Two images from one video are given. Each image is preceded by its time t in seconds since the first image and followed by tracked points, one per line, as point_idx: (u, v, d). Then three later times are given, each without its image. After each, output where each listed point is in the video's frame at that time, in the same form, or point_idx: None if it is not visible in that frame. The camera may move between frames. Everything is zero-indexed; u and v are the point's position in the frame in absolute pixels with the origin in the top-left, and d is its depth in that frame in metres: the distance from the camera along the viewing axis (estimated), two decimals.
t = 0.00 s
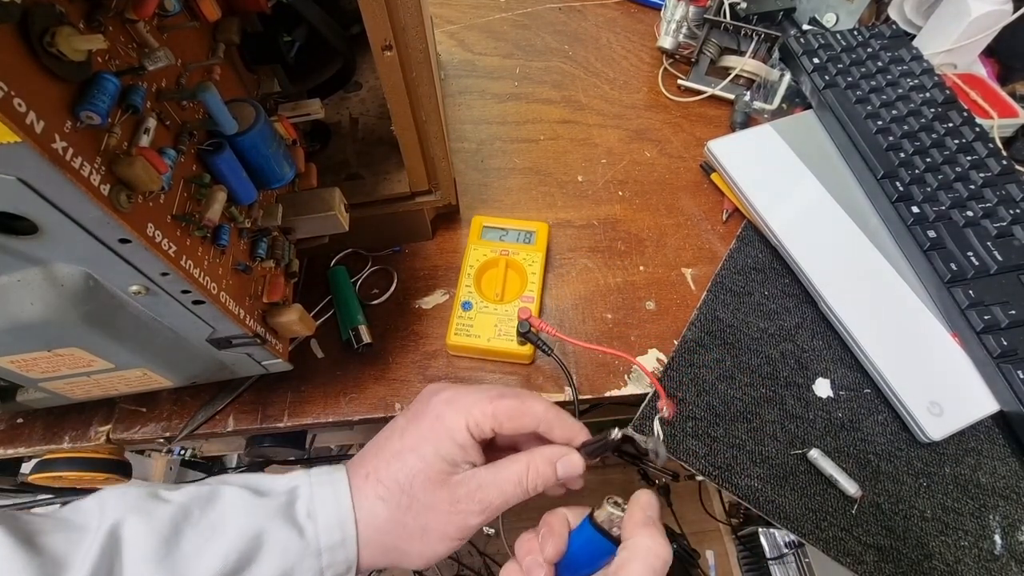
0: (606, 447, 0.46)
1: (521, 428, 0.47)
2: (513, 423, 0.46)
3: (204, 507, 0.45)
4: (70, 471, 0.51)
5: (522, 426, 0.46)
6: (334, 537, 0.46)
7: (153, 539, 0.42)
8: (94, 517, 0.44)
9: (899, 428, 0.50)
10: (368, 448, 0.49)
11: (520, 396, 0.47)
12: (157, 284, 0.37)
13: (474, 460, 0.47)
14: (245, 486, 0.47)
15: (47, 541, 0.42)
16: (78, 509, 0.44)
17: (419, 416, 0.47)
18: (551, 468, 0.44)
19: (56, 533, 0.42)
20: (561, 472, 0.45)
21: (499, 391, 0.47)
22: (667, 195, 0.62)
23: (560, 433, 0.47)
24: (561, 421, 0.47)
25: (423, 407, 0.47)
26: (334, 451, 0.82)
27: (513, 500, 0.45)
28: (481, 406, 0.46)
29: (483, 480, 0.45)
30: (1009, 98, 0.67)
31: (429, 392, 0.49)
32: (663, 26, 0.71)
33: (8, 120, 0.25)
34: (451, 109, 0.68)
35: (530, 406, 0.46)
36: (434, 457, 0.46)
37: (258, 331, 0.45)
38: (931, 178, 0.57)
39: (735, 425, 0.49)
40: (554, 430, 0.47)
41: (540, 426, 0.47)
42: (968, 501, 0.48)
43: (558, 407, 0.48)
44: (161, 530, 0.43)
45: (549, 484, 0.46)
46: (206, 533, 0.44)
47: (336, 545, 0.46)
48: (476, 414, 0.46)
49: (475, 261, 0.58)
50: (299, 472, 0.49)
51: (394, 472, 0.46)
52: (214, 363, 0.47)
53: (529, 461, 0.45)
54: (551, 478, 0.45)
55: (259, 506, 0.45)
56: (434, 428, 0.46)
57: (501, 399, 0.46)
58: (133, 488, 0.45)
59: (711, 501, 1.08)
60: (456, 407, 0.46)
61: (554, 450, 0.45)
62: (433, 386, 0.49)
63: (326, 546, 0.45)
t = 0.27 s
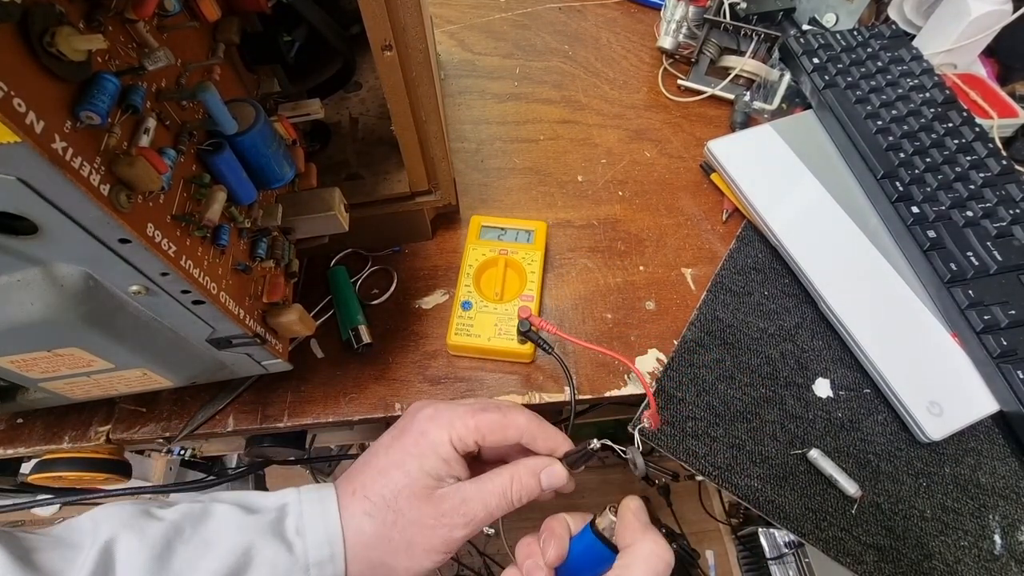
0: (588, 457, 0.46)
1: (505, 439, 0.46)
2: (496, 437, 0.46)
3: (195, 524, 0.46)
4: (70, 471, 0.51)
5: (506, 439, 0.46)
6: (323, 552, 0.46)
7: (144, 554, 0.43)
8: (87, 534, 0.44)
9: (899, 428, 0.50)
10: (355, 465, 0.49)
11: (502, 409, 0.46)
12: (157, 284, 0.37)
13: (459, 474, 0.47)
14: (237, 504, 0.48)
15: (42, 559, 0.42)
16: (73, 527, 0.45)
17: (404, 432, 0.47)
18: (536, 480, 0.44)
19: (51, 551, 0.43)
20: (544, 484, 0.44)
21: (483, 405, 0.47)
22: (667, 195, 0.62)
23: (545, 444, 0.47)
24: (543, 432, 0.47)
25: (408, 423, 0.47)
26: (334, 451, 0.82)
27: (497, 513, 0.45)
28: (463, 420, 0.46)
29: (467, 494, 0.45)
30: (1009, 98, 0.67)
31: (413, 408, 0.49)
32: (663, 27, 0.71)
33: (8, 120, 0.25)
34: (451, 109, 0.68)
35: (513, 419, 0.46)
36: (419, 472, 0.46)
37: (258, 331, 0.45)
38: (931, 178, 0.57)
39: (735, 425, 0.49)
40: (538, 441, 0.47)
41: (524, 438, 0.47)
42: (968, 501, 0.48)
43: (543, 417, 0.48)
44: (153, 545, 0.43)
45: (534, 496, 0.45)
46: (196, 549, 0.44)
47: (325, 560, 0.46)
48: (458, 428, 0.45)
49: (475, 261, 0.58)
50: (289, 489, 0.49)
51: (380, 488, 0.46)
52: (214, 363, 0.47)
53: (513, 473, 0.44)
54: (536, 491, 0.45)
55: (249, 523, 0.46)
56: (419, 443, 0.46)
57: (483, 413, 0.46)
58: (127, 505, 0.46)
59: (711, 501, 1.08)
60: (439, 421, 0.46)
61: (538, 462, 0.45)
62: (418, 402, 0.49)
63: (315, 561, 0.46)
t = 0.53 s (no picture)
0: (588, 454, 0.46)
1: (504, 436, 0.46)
2: (495, 433, 0.46)
3: (192, 518, 0.46)
4: (70, 471, 0.51)
5: (505, 435, 0.46)
6: (319, 547, 0.46)
7: (141, 547, 0.43)
8: (83, 527, 0.44)
9: (898, 428, 0.50)
10: (355, 460, 0.49)
11: (501, 405, 0.46)
12: (157, 284, 0.37)
13: (458, 469, 0.47)
14: (233, 499, 0.48)
15: (38, 552, 0.42)
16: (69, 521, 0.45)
17: (403, 427, 0.47)
18: (535, 477, 0.44)
19: (47, 543, 0.43)
20: (545, 481, 0.44)
21: (482, 400, 0.47)
22: (667, 195, 0.62)
23: (543, 441, 0.47)
24: (542, 429, 0.47)
25: (406, 419, 0.47)
26: (334, 451, 0.81)
27: (495, 510, 0.45)
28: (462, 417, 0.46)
29: (465, 491, 0.44)
30: (1008, 98, 0.67)
31: (413, 404, 0.48)
32: (663, 27, 0.71)
33: (8, 120, 0.25)
34: (451, 109, 0.68)
35: (512, 415, 0.46)
36: (418, 468, 0.46)
37: (258, 331, 0.45)
38: (930, 178, 0.57)
39: (735, 425, 0.49)
40: (537, 437, 0.47)
41: (522, 434, 0.46)
42: (967, 501, 0.48)
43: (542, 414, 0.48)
44: (150, 538, 0.43)
45: (534, 493, 0.45)
46: (193, 542, 0.44)
47: (322, 555, 0.46)
48: (457, 424, 0.45)
49: (475, 261, 0.58)
50: (287, 484, 0.49)
51: (378, 483, 0.46)
52: (214, 363, 0.47)
53: (513, 471, 0.44)
54: (537, 489, 0.45)
55: (246, 518, 0.46)
56: (417, 439, 0.46)
57: (482, 409, 0.46)
58: (123, 499, 0.46)
59: (711, 501, 1.08)
60: (437, 417, 0.46)
61: (537, 460, 0.45)
62: (418, 398, 0.49)
63: (312, 557, 0.46)
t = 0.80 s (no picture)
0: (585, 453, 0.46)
1: (503, 435, 0.46)
2: (494, 431, 0.46)
3: (189, 516, 0.46)
4: (70, 471, 0.51)
5: (504, 433, 0.46)
6: (317, 545, 0.46)
7: (138, 544, 0.43)
8: (82, 523, 0.44)
9: (898, 428, 0.50)
10: (352, 460, 0.49)
11: (500, 403, 0.46)
12: (157, 284, 0.37)
13: (456, 469, 0.47)
14: (232, 497, 0.48)
15: (36, 548, 0.42)
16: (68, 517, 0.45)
17: (401, 425, 0.47)
18: (533, 476, 0.44)
19: (44, 539, 0.43)
20: (542, 480, 0.44)
21: (481, 399, 0.47)
22: (667, 195, 0.62)
23: (542, 439, 0.47)
24: (541, 428, 0.47)
25: (405, 416, 0.47)
26: (334, 451, 0.82)
27: (493, 509, 0.45)
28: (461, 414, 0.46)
29: (462, 490, 0.45)
30: (1008, 98, 0.67)
31: (411, 402, 0.48)
32: (663, 26, 0.71)
33: (8, 120, 0.25)
34: (451, 109, 0.68)
35: (511, 413, 0.46)
36: (416, 465, 0.46)
37: (258, 331, 0.45)
38: (930, 178, 0.57)
39: (735, 425, 0.49)
40: (536, 436, 0.47)
41: (521, 433, 0.46)
42: (968, 501, 0.48)
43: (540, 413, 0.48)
44: (148, 535, 0.43)
45: (532, 493, 0.45)
46: (190, 540, 0.44)
47: (319, 553, 0.46)
48: (456, 423, 0.45)
49: (475, 261, 0.58)
50: (285, 482, 0.49)
51: (376, 481, 0.46)
52: (214, 363, 0.47)
53: (511, 469, 0.44)
54: (534, 489, 0.45)
55: (244, 516, 0.46)
56: (416, 437, 0.46)
57: (481, 407, 0.46)
58: (122, 495, 0.46)
59: (711, 501, 1.08)
60: (436, 416, 0.46)
61: (536, 459, 0.45)
62: (416, 397, 0.49)
63: (309, 555, 0.46)
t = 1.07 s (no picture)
0: (587, 454, 0.47)
1: (503, 436, 0.46)
2: (494, 432, 0.46)
3: (190, 515, 0.46)
4: (70, 471, 0.51)
5: (504, 434, 0.46)
6: (318, 545, 0.46)
7: (139, 544, 0.43)
8: (82, 523, 0.44)
9: (899, 428, 0.50)
10: (353, 461, 0.49)
11: (501, 404, 0.46)
12: (157, 284, 0.37)
13: (456, 470, 0.47)
14: (232, 497, 0.48)
15: (37, 547, 0.42)
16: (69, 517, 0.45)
17: (402, 426, 0.47)
18: (534, 478, 0.44)
19: (46, 539, 0.43)
20: (544, 481, 0.44)
21: (482, 400, 0.47)
22: (667, 195, 0.62)
23: (543, 440, 0.47)
24: (541, 429, 0.47)
25: (406, 417, 0.47)
26: (334, 451, 0.82)
27: (494, 511, 0.45)
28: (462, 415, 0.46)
29: (464, 491, 0.45)
30: (1008, 98, 0.67)
31: (412, 403, 0.48)
32: (663, 26, 0.71)
33: (8, 120, 0.25)
34: (451, 109, 0.68)
35: (512, 414, 0.46)
36: (417, 466, 0.46)
37: (258, 331, 0.45)
38: (930, 178, 0.57)
39: (735, 425, 0.49)
40: (536, 436, 0.47)
41: (522, 434, 0.46)
42: (968, 501, 0.48)
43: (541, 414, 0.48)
44: (148, 535, 0.43)
45: (533, 494, 0.45)
46: (191, 539, 0.44)
47: (320, 554, 0.46)
48: (457, 423, 0.45)
49: (475, 261, 0.58)
50: (286, 482, 0.49)
51: (377, 482, 0.46)
52: (214, 363, 0.47)
53: (512, 470, 0.44)
54: (535, 490, 0.45)
55: (245, 516, 0.46)
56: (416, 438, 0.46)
57: (482, 408, 0.46)
58: (123, 495, 0.46)
59: (711, 501, 1.08)
60: (437, 416, 0.46)
61: (537, 460, 0.45)
62: (416, 398, 0.49)
63: (310, 556, 0.46)
